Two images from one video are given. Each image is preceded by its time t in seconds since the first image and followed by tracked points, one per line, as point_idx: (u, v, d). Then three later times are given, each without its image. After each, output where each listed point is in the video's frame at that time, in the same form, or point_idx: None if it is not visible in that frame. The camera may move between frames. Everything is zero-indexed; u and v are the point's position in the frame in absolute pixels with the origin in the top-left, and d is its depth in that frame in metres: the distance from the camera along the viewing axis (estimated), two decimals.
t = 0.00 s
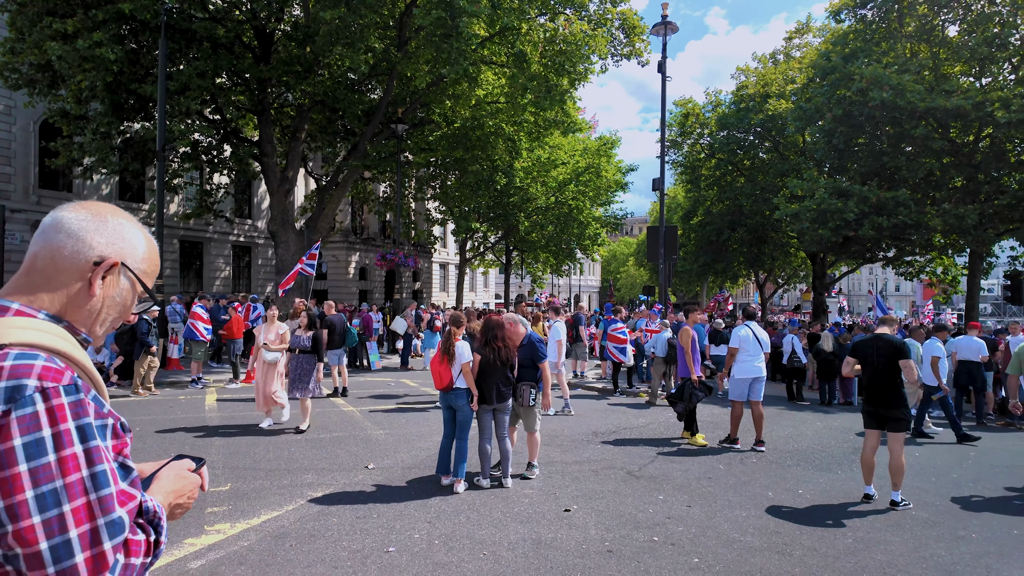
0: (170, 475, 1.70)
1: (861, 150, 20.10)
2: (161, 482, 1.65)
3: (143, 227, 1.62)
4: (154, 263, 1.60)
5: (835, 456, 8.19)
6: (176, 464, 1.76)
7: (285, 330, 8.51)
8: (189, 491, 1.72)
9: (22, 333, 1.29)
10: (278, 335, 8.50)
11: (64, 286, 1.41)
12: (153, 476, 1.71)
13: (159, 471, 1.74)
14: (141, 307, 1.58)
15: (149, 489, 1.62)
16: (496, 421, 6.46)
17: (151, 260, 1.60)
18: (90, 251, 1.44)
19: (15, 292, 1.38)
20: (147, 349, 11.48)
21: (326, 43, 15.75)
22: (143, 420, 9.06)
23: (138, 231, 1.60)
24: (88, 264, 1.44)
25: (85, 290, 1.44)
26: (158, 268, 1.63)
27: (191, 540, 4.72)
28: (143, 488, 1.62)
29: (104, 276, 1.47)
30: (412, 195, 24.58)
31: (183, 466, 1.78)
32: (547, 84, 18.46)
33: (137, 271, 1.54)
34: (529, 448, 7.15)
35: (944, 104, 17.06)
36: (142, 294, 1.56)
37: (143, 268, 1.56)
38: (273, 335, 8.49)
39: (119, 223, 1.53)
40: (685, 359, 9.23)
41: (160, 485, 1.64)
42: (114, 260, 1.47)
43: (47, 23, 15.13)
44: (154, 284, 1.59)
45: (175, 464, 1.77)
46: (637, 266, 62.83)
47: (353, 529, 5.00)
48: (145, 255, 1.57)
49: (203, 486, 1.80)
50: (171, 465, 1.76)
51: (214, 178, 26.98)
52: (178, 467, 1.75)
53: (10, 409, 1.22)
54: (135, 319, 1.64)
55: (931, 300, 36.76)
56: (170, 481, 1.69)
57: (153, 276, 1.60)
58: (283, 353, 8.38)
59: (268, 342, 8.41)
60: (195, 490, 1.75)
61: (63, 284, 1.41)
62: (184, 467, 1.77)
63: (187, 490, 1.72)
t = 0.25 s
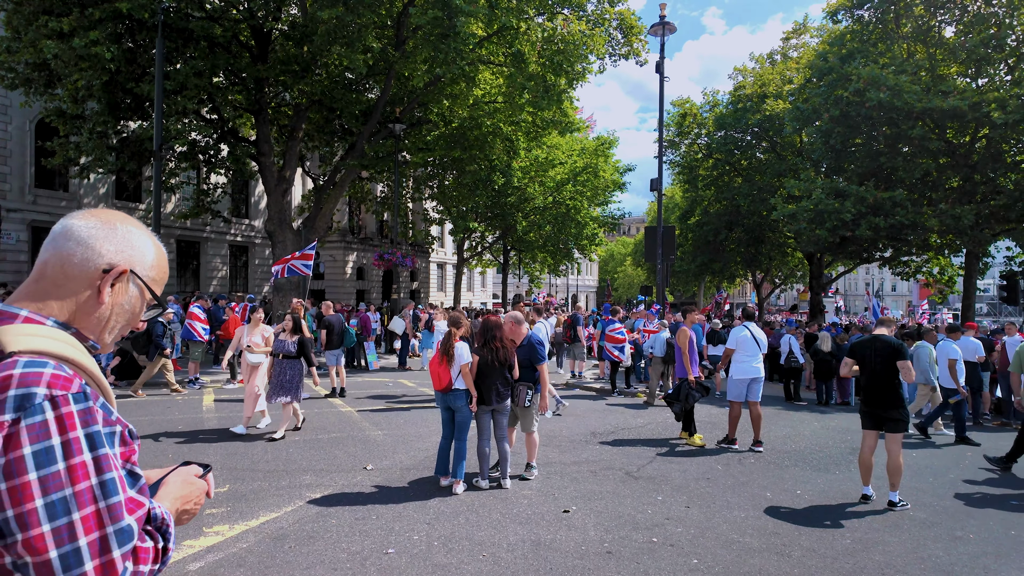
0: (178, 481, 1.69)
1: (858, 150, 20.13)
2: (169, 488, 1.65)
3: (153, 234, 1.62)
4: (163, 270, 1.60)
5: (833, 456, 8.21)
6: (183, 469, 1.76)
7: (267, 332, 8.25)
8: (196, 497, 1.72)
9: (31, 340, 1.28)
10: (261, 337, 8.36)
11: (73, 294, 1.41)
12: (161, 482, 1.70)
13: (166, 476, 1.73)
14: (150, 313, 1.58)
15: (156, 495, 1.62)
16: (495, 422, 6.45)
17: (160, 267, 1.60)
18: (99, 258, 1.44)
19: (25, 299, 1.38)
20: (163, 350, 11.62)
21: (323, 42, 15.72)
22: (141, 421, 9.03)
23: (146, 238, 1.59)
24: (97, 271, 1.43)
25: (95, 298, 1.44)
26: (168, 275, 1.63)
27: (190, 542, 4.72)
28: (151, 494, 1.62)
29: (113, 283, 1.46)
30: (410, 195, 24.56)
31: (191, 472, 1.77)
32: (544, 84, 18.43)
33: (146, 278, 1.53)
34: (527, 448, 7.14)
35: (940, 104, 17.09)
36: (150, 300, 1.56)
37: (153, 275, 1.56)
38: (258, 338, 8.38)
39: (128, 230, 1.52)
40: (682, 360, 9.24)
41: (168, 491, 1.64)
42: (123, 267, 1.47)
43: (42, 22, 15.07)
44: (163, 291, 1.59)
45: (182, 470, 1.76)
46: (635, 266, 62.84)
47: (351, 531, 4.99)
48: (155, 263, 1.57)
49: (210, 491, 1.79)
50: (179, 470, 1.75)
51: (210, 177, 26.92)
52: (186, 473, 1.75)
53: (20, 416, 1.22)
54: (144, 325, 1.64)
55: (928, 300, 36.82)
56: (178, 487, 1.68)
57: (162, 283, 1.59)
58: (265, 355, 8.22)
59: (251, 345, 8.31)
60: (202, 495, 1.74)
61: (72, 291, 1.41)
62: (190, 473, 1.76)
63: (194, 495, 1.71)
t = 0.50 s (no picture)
0: (177, 482, 1.69)
1: (854, 150, 20.19)
2: (167, 489, 1.64)
3: (152, 234, 1.61)
4: (161, 270, 1.58)
5: (829, 456, 8.24)
6: (182, 471, 1.75)
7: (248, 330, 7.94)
8: (194, 498, 1.71)
9: (27, 341, 1.28)
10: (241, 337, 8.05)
11: (70, 294, 1.40)
12: (159, 482, 1.69)
13: (165, 477, 1.72)
14: (149, 313, 1.57)
15: (154, 497, 1.61)
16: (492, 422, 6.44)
17: (159, 267, 1.58)
18: (96, 258, 1.43)
19: (22, 299, 1.37)
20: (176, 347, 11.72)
21: (320, 42, 15.70)
22: (136, 421, 9.00)
23: (145, 237, 1.58)
24: (93, 272, 1.42)
25: (92, 298, 1.43)
26: (166, 274, 1.61)
27: (186, 543, 4.70)
28: (149, 496, 1.61)
29: (110, 283, 1.45)
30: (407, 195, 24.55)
31: (190, 473, 1.76)
32: (542, 84, 18.41)
33: (144, 278, 1.52)
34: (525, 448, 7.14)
35: (936, 105, 17.14)
36: (148, 300, 1.55)
37: (151, 276, 1.54)
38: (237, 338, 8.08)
39: (126, 229, 1.51)
40: (678, 360, 9.23)
41: (166, 493, 1.62)
42: (120, 267, 1.46)
43: (38, 22, 15.02)
44: (160, 291, 1.57)
45: (181, 472, 1.75)
46: (632, 266, 62.88)
47: (347, 531, 4.98)
48: (153, 263, 1.56)
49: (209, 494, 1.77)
50: (178, 472, 1.74)
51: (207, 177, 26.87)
52: (185, 474, 1.74)
53: (13, 418, 1.21)
54: (144, 325, 1.63)
55: (924, 301, 36.92)
56: (175, 489, 1.67)
57: (160, 283, 1.58)
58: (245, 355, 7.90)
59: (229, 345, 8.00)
60: (201, 497, 1.73)
61: (69, 292, 1.40)
62: (190, 474, 1.75)
63: (192, 497, 1.70)
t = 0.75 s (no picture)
0: (158, 487, 1.66)
1: (837, 152, 20.41)
2: (148, 494, 1.61)
3: (130, 232, 1.59)
4: (140, 269, 1.56)
5: (812, 454, 8.32)
6: (165, 475, 1.72)
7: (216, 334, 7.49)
8: (177, 502, 1.68)
9: None
10: (207, 340, 7.46)
11: (44, 295, 1.37)
12: (141, 486, 1.66)
13: (148, 480, 1.70)
14: (127, 314, 1.54)
15: (134, 502, 1.59)
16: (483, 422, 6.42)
17: (138, 266, 1.56)
18: (73, 258, 1.41)
19: None
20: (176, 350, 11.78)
21: (306, 40, 15.58)
22: (117, 423, 8.88)
23: (123, 237, 1.56)
24: (70, 272, 1.40)
25: (67, 299, 1.40)
26: (145, 274, 1.59)
27: (167, 547, 4.65)
28: (129, 501, 1.59)
29: (86, 284, 1.43)
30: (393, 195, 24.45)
31: (174, 477, 1.74)
32: (528, 84, 18.37)
33: (122, 278, 1.50)
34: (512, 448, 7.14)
35: (917, 107, 17.36)
36: (127, 301, 1.52)
37: (129, 275, 1.52)
38: (200, 341, 7.49)
39: (103, 229, 1.49)
40: (664, 359, 9.27)
41: (146, 498, 1.60)
42: (97, 267, 1.43)
43: (16, 17, 14.77)
44: (139, 291, 1.55)
45: (166, 475, 1.73)
46: (618, 266, 63.12)
47: (333, 534, 4.94)
48: (132, 262, 1.54)
49: (192, 496, 1.75)
50: (161, 476, 1.72)
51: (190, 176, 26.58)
52: (168, 478, 1.71)
53: None
54: (123, 327, 1.60)
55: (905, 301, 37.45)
56: (157, 493, 1.64)
57: (139, 282, 1.56)
58: (215, 360, 7.42)
59: (195, 349, 7.38)
60: (184, 501, 1.71)
61: (44, 293, 1.37)
62: (174, 478, 1.73)
63: (175, 501, 1.68)
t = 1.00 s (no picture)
0: (134, 490, 1.62)
1: (817, 154, 20.66)
2: (123, 498, 1.58)
3: (104, 230, 1.55)
4: (115, 268, 1.53)
5: (793, 452, 8.41)
6: (141, 476, 1.68)
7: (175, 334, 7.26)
8: (155, 505, 1.65)
9: None
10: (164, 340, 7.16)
11: (14, 294, 1.34)
12: (117, 489, 1.62)
13: (124, 483, 1.66)
14: (101, 314, 1.51)
15: (109, 506, 1.55)
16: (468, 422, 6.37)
17: (112, 265, 1.53)
18: (43, 256, 1.37)
19: None
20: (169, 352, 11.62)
21: (288, 37, 15.43)
22: (94, 425, 8.72)
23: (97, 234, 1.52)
24: (40, 271, 1.36)
25: (38, 299, 1.37)
26: (120, 273, 1.55)
27: (145, 551, 4.56)
28: (104, 505, 1.55)
29: (58, 283, 1.39)
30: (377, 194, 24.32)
31: (150, 479, 1.69)
32: (512, 84, 18.34)
33: (96, 277, 1.47)
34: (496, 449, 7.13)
35: (895, 110, 17.61)
36: (101, 302, 1.49)
37: (102, 274, 1.48)
38: (157, 342, 7.14)
39: (76, 226, 1.45)
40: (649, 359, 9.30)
41: (122, 502, 1.57)
42: (69, 265, 1.40)
43: None
44: (114, 291, 1.52)
45: (142, 476, 1.68)
46: (603, 266, 63.38)
47: (315, 536, 4.90)
48: (106, 260, 1.50)
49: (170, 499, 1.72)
50: (138, 478, 1.68)
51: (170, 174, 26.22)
52: (144, 481, 1.67)
53: None
54: (97, 327, 1.56)
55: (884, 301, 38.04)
56: (134, 496, 1.61)
57: (113, 282, 1.53)
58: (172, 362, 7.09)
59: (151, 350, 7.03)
60: (161, 504, 1.68)
61: (13, 292, 1.34)
62: (150, 480, 1.69)
63: (152, 505, 1.65)
